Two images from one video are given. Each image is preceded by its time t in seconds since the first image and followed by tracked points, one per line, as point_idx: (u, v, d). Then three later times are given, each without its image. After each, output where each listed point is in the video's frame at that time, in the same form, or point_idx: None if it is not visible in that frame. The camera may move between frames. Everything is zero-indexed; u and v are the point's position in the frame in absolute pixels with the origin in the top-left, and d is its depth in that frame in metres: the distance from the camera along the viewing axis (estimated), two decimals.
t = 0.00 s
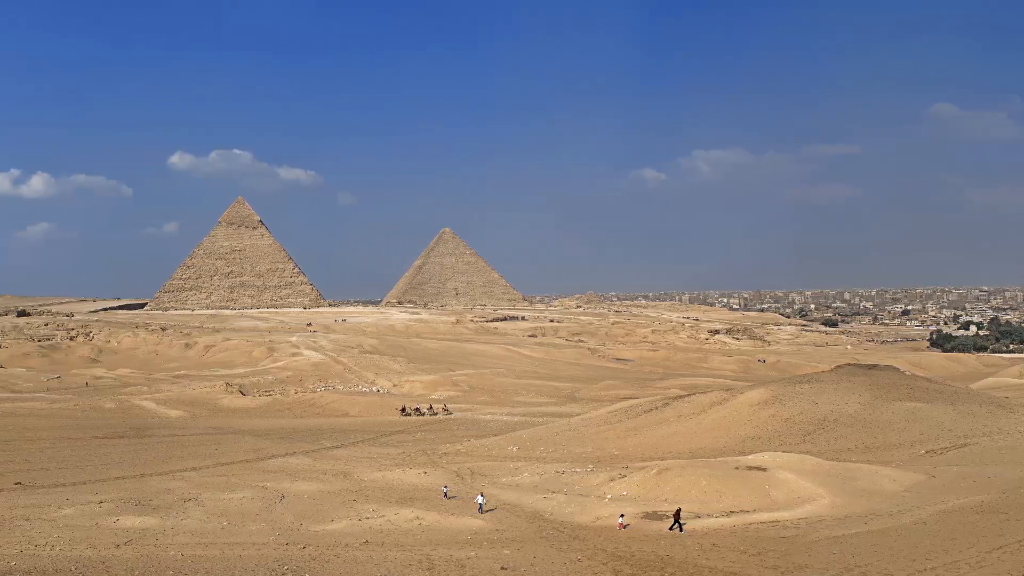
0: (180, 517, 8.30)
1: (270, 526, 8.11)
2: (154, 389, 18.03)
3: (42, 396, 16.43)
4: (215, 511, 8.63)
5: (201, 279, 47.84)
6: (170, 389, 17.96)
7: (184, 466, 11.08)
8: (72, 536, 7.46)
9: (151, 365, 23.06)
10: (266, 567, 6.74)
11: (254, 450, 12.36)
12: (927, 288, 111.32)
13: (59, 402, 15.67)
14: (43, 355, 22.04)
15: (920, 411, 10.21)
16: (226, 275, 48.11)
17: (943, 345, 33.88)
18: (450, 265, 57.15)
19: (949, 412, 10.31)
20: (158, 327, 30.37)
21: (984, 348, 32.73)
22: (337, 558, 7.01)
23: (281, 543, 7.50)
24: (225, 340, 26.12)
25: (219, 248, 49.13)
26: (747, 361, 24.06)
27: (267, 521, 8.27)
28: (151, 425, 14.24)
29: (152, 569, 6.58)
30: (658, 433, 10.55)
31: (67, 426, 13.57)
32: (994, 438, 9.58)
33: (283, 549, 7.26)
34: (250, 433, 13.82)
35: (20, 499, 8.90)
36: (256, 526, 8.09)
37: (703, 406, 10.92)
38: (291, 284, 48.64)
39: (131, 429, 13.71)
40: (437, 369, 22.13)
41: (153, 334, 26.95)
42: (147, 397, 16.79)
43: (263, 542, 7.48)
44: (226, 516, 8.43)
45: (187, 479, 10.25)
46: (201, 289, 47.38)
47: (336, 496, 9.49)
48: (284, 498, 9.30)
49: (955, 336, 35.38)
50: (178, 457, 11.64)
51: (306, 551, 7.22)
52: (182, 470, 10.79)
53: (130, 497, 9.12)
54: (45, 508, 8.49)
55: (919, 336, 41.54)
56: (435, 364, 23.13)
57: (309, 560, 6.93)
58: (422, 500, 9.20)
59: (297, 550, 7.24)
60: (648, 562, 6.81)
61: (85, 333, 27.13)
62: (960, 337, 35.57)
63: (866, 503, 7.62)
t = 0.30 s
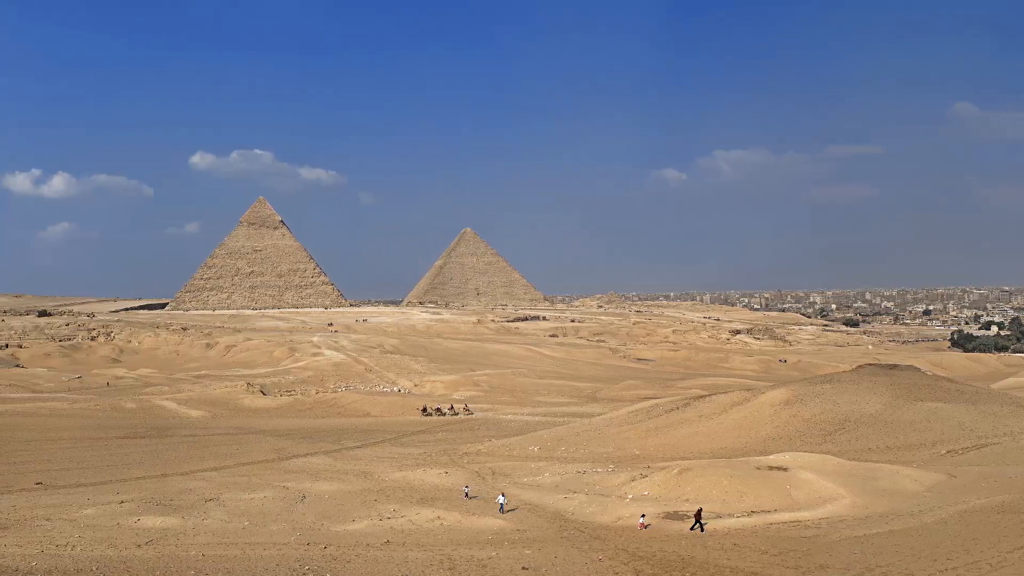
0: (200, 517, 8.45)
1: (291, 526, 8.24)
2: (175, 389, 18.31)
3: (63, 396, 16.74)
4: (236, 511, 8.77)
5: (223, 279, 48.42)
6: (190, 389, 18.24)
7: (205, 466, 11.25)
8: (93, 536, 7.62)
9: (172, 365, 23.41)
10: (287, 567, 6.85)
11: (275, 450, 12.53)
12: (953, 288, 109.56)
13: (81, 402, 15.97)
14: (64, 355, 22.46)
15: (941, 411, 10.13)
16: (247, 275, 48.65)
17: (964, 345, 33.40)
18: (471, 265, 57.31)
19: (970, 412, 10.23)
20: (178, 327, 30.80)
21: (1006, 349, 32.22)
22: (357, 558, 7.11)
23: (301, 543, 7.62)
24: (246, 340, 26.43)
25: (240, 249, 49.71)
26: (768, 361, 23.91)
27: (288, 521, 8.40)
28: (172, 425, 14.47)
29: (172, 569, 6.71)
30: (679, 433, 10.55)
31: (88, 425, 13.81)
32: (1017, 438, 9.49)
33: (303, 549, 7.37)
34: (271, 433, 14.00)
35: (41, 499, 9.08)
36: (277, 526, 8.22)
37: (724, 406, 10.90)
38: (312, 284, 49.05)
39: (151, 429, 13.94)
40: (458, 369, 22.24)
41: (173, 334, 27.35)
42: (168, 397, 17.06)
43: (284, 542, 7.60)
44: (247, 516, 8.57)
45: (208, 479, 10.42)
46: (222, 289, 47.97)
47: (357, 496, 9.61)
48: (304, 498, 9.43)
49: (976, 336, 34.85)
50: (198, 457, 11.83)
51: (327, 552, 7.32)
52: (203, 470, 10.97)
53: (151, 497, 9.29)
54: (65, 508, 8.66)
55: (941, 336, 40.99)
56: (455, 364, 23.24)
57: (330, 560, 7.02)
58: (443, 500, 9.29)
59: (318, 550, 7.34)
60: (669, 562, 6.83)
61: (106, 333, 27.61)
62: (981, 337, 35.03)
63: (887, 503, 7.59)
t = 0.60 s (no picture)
0: (221, 517, 8.60)
1: (312, 526, 8.36)
2: (196, 389, 18.58)
3: (84, 396, 17.05)
4: (257, 511, 8.91)
5: (244, 278, 48.98)
6: (211, 389, 18.50)
7: (226, 466, 11.43)
8: (115, 537, 7.77)
9: (193, 364, 23.74)
10: (308, 567, 6.94)
11: (296, 450, 12.70)
12: (979, 288, 108.02)
13: (102, 402, 16.25)
14: (85, 355, 22.87)
15: (962, 411, 10.05)
16: (268, 275, 49.17)
17: (986, 345, 32.87)
18: (492, 265, 57.46)
19: (991, 412, 10.14)
20: (199, 327, 31.21)
21: None
22: (378, 558, 7.21)
23: (323, 543, 7.73)
24: (267, 340, 26.74)
25: (261, 249, 50.25)
26: (790, 361, 23.76)
27: (309, 521, 8.53)
28: (193, 425, 14.69)
29: (193, 571, 6.81)
30: (700, 433, 10.55)
31: (110, 425, 14.05)
32: None
33: (325, 549, 7.48)
34: (293, 433, 14.18)
35: (63, 499, 9.25)
36: (298, 526, 8.35)
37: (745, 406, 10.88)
38: (334, 284, 49.44)
39: (172, 429, 14.16)
40: (479, 369, 22.34)
41: (194, 334, 27.74)
42: (189, 397, 17.32)
43: (305, 542, 7.71)
44: (268, 516, 8.70)
45: (230, 479, 10.59)
46: (243, 289, 48.52)
47: (378, 496, 9.73)
48: (325, 498, 9.56)
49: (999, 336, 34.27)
50: (220, 457, 12.01)
51: (348, 551, 7.42)
52: (224, 470, 11.14)
53: (173, 498, 9.45)
54: (86, 508, 8.83)
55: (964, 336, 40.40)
56: (476, 364, 23.36)
57: (351, 560, 7.12)
58: (464, 500, 9.38)
59: (339, 550, 7.45)
60: (690, 562, 6.86)
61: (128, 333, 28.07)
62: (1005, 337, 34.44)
63: (908, 503, 7.55)
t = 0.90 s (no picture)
0: (245, 517, 8.76)
1: (336, 526, 8.50)
2: (219, 389, 18.88)
3: (109, 396, 17.40)
4: (280, 512, 9.06)
5: (268, 279, 49.59)
6: (234, 389, 18.80)
7: (251, 466, 11.63)
8: (138, 537, 7.93)
9: (217, 364, 24.09)
10: (332, 567, 7.06)
11: (320, 450, 12.88)
12: (1010, 288, 106.06)
13: (127, 402, 16.59)
14: (109, 355, 23.32)
15: (988, 411, 9.96)
16: (293, 275, 49.72)
17: (1010, 344, 32.06)
18: (516, 265, 57.56)
19: (1017, 412, 10.04)
20: (223, 327, 31.67)
21: None
22: (402, 558, 7.31)
23: (347, 543, 7.86)
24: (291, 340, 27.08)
25: (285, 249, 50.85)
26: (814, 361, 23.55)
27: (333, 521, 8.67)
28: (217, 425, 14.95)
29: (215, 573, 6.94)
30: (724, 433, 10.54)
31: (133, 425, 14.34)
32: None
33: (348, 549, 7.60)
34: (318, 433, 14.39)
35: (88, 499, 9.45)
36: (322, 526, 8.49)
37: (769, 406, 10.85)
38: (357, 284, 49.84)
39: (196, 429, 14.42)
40: (503, 369, 22.44)
41: (217, 334, 28.16)
42: (213, 397, 17.61)
43: (329, 542, 7.84)
44: (292, 516, 8.85)
45: (254, 479, 10.78)
46: (267, 289, 49.09)
47: (402, 496, 9.86)
48: (349, 498, 9.70)
49: None
50: (244, 458, 12.22)
51: (372, 551, 7.54)
52: (249, 470, 11.34)
53: (197, 498, 9.63)
54: (111, 508, 9.02)
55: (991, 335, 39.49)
56: (499, 364, 23.46)
57: (375, 560, 7.23)
58: (488, 500, 9.47)
59: (363, 550, 7.56)
60: (714, 562, 6.89)
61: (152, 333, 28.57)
62: None
63: (932, 503, 7.52)
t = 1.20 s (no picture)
0: (267, 517, 8.90)
1: (357, 526, 8.62)
2: (240, 389, 19.15)
3: (130, 396, 17.71)
4: (300, 512, 9.19)
5: (289, 279, 50.10)
6: (255, 389, 19.06)
7: (272, 466, 11.80)
8: (159, 537, 8.06)
9: (238, 364, 24.41)
10: (354, 567, 7.14)
11: (341, 450, 13.04)
12: None
13: (148, 402, 16.88)
14: (130, 355, 23.72)
15: (1009, 411, 9.88)
16: (314, 275, 50.19)
17: None
18: (537, 265, 57.61)
19: None
20: (244, 327, 32.06)
21: None
22: (423, 558, 7.41)
23: (368, 543, 7.97)
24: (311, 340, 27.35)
25: (306, 249, 51.35)
26: (835, 361, 23.38)
27: (354, 521, 8.78)
28: (238, 425, 15.17)
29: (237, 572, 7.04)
30: (745, 433, 10.53)
31: (154, 425, 14.59)
32: None
33: (370, 549, 7.71)
34: (340, 433, 14.55)
35: (109, 499, 9.61)
36: (343, 526, 8.61)
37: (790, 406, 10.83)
38: (379, 284, 50.16)
39: (218, 429, 14.65)
40: (523, 369, 22.51)
41: (237, 334, 28.53)
42: (234, 397, 17.87)
43: (350, 542, 7.96)
44: (313, 517, 8.98)
45: (276, 479, 10.95)
46: (288, 289, 49.61)
47: (423, 496, 9.98)
48: (370, 498, 9.83)
49: None
50: (265, 458, 12.39)
51: (393, 551, 7.64)
52: (270, 470, 11.51)
53: (218, 498, 9.80)
54: (133, 508, 9.18)
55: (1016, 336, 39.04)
56: (520, 364, 23.54)
57: (396, 560, 7.33)
58: (509, 500, 9.56)
59: (384, 550, 7.67)
60: (736, 562, 6.92)
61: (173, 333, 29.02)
62: None
63: (953, 503, 7.49)
